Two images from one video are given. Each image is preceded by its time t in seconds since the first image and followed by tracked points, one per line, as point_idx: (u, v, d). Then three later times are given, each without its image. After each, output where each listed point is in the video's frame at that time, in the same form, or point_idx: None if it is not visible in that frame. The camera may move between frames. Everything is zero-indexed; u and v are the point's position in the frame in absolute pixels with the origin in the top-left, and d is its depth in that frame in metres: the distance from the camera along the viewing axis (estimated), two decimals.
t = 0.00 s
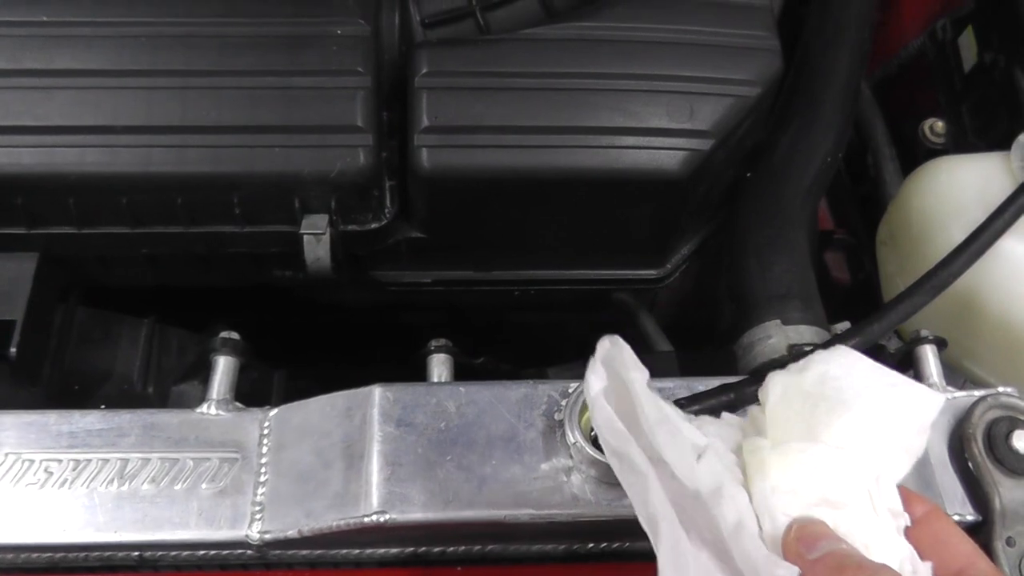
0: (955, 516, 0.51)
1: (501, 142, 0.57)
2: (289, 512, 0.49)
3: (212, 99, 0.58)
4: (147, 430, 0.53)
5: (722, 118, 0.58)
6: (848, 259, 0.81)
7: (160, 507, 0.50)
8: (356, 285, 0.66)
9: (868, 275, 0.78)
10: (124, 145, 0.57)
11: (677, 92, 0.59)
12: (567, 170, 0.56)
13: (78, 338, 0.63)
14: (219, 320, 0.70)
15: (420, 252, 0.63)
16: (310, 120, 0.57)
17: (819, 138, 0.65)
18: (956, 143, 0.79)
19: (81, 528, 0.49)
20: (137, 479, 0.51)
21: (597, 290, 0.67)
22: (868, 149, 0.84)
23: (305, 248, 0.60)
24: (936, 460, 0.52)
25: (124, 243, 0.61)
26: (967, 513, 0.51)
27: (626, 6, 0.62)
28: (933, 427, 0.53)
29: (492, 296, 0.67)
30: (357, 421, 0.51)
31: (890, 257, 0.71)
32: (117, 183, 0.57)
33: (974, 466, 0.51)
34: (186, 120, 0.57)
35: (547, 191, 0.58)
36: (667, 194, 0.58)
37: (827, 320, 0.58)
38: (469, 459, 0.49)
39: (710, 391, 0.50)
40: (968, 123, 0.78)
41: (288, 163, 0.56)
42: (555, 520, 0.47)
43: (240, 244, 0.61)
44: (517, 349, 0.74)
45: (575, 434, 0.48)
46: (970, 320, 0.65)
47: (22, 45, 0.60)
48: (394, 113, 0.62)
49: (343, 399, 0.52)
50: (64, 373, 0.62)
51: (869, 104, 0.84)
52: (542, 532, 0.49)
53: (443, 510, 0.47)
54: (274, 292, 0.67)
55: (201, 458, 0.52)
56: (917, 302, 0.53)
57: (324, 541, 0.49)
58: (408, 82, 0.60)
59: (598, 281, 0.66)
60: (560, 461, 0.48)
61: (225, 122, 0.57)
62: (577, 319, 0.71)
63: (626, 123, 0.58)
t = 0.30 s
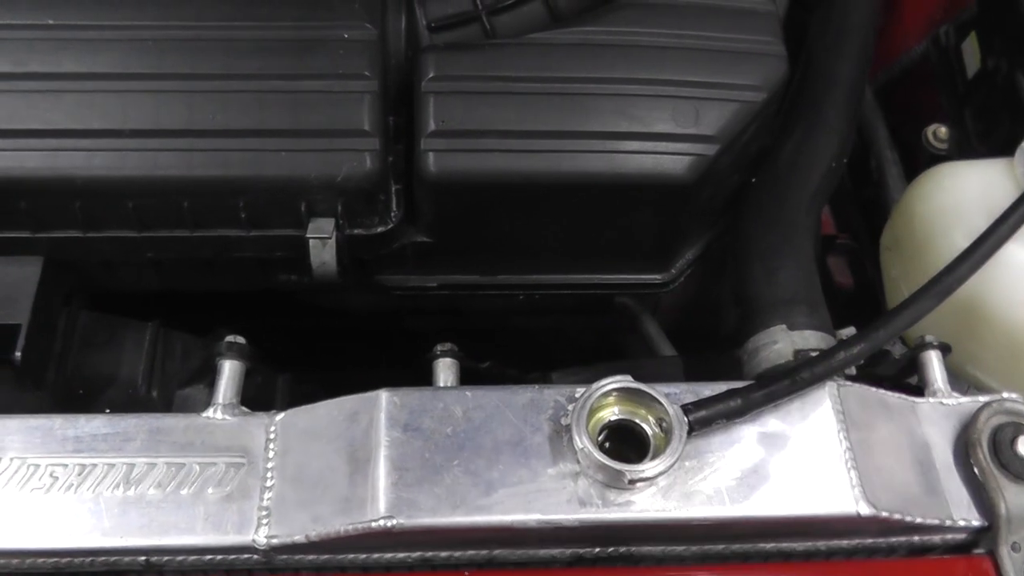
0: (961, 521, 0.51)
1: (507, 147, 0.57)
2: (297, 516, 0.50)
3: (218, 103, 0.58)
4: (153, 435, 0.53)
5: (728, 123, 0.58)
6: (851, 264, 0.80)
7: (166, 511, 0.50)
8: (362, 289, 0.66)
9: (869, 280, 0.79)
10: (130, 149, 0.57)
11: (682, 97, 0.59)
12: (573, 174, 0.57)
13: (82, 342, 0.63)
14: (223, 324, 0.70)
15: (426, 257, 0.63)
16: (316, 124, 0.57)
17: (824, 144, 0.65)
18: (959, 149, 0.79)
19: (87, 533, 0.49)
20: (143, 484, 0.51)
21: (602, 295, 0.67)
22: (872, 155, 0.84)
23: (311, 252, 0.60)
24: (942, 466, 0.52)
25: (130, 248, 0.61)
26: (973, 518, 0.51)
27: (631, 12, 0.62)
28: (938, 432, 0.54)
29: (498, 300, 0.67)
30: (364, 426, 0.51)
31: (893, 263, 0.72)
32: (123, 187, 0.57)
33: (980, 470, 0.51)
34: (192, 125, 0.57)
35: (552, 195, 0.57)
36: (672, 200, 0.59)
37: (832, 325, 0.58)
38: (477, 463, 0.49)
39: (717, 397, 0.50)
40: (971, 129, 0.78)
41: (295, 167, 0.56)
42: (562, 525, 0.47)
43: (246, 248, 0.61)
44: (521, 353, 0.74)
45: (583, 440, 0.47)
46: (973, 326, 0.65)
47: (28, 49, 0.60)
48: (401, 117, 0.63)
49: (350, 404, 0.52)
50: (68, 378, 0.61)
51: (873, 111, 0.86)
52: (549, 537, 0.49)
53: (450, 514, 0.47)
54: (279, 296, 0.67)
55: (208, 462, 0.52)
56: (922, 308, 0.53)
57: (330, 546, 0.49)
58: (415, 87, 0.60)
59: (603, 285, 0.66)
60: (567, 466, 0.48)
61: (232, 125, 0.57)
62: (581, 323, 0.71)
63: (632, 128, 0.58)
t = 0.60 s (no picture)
0: (982, 535, 0.51)
1: (527, 154, 0.56)
2: (315, 526, 0.49)
3: (234, 107, 0.58)
4: (168, 442, 0.52)
5: (748, 132, 0.58)
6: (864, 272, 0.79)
7: (182, 519, 0.49)
8: (377, 296, 0.65)
9: (882, 288, 0.78)
10: (146, 154, 0.56)
11: (702, 105, 0.59)
12: (592, 181, 0.56)
13: (95, 347, 0.63)
14: (235, 330, 0.70)
15: (442, 264, 0.63)
16: (336, 129, 0.57)
17: (842, 153, 0.65)
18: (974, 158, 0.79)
19: (100, 541, 0.49)
20: (158, 492, 0.50)
21: (618, 303, 0.66)
22: (885, 163, 0.84)
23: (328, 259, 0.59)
24: (961, 479, 0.52)
25: (143, 253, 0.61)
26: (993, 532, 0.51)
27: (650, 19, 0.62)
28: (956, 445, 0.53)
29: (514, 307, 0.66)
30: (383, 435, 0.50)
31: (910, 273, 0.71)
32: (138, 192, 0.56)
33: (1000, 484, 0.51)
34: (209, 129, 0.57)
35: (571, 202, 0.57)
36: (692, 208, 0.58)
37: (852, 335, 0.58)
38: (497, 474, 0.48)
39: (739, 408, 0.50)
40: (987, 138, 0.78)
41: (313, 173, 0.56)
42: (584, 536, 0.47)
43: (261, 254, 0.60)
44: (534, 360, 0.74)
45: (606, 450, 0.46)
46: (991, 337, 0.65)
47: (42, 52, 0.60)
48: (419, 123, 0.63)
49: (369, 413, 0.51)
50: (80, 383, 0.61)
51: (887, 119, 0.85)
52: (570, 548, 0.48)
53: (471, 525, 0.47)
54: (293, 302, 0.66)
55: (224, 470, 0.51)
56: (943, 319, 0.53)
57: (349, 556, 0.49)
58: (434, 93, 0.60)
59: (620, 293, 0.66)
60: (589, 477, 0.48)
61: (250, 130, 0.57)
62: (595, 331, 0.70)
63: (651, 135, 0.58)
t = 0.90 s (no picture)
0: (993, 546, 0.49)
1: (535, 154, 0.56)
2: (317, 530, 0.48)
3: (238, 103, 0.57)
4: (167, 443, 0.51)
5: (760, 134, 0.57)
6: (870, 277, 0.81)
7: (181, 522, 0.48)
8: (381, 296, 0.64)
9: (889, 294, 0.79)
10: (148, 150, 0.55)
11: (714, 106, 0.58)
12: (601, 182, 0.55)
13: (93, 345, 0.62)
14: (235, 329, 0.69)
15: (448, 264, 0.62)
16: (342, 126, 0.56)
17: (853, 156, 0.64)
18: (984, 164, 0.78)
19: (96, 544, 0.48)
20: (155, 494, 0.49)
21: (625, 306, 0.66)
22: (893, 169, 0.83)
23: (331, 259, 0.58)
24: (972, 488, 0.51)
25: (144, 250, 0.60)
26: (1005, 543, 0.50)
27: (661, 19, 0.61)
28: (967, 454, 0.52)
29: (520, 309, 0.65)
30: (387, 439, 0.49)
31: (920, 279, 0.70)
32: (139, 188, 0.55)
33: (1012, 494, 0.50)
34: (212, 125, 0.56)
35: (579, 204, 0.56)
36: (702, 210, 0.57)
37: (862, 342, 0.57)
38: (503, 479, 0.47)
39: (749, 414, 0.49)
40: (997, 145, 0.77)
41: (318, 171, 0.55)
42: (590, 544, 0.46)
43: (264, 253, 0.60)
44: (539, 363, 0.73)
45: (616, 457, 0.45)
46: (1001, 346, 0.64)
47: (43, 45, 0.59)
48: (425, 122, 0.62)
49: (372, 415, 0.50)
50: (78, 382, 0.60)
51: (897, 123, 0.83)
52: (575, 555, 0.47)
53: (476, 531, 0.46)
54: (295, 301, 0.65)
55: (224, 472, 0.50)
56: (957, 326, 0.52)
57: (350, 561, 0.48)
58: (442, 90, 0.59)
59: (627, 297, 0.65)
60: (596, 483, 0.47)
61: (254, 126, 0.56)
62: (601, 334, 0.70)
63: (661, 136, 0.57)
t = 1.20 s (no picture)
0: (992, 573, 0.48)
1: (532, 169, 0.55)
2: (306, 549, 0.47)
3: (233, 114, 0.56)
4: (157, 458, 0.50)
5: (760, 150, 0.57)
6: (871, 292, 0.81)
7: (169, 539, 0.48)
8: (376, 310, 0.64)
9: (889, 310, 0.78)
10: (142, 161, 0.55)
11: (714, 121, 0.57)
12: (599, 198, 0.55)
13: (84, 357, 0.61)
14: (229, 341, 0.68)
15: (444, 279, 0.61)
16: (338, 138, 0.56)
17: (854, 173, 0.64)
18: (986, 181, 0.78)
19: (84, 562, 0.47)
20: (144, 511, 0.48)
21: (623, 322, 0.65)
22: (895, 184, 0.82)
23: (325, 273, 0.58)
24: (970, 514, 0.50)
25: (138, 262, 0.59)
26: (1003, 570, 0.48)
27: (661, 32, 0.61)
28: (966, 478, 0.51)
29: (517, 324, 0.65)
30: (378, 457, 0.49)
31: (920, 297, 0.70)
32: (133, 199, 0.55)
33: (1011, 520, 0.49)
34: (207, 136, 0.56)
35: (577, 219, 0.56)
36: (701, 227, 0.57)
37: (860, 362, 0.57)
38: (496, 500, 0.47)
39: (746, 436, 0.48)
40: (1000, 162, 0.77)
41: (313, 184, 0.55)
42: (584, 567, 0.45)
43: (258, 265, 0.59)
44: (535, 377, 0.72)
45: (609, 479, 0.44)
46: (1002, 366, 0.63)
47: (38, 54, 0.58)
48: (422, 134, 0.61)
49: (364, 433, 0.50)
50: (69, 395, 0.59)
51: (898, 138, 0.83)
52: None
53: (469, 552, 0.45)
54: (289, 314, 0.65)
55: (214, 489, 0.49)
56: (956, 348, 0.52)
57: None
58: (438, 103, 0.58)
59: (625, 313, 0.64)
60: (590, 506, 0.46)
61: (249, 138, 0.56)
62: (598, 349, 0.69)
63: (659, 152, 0.56)
